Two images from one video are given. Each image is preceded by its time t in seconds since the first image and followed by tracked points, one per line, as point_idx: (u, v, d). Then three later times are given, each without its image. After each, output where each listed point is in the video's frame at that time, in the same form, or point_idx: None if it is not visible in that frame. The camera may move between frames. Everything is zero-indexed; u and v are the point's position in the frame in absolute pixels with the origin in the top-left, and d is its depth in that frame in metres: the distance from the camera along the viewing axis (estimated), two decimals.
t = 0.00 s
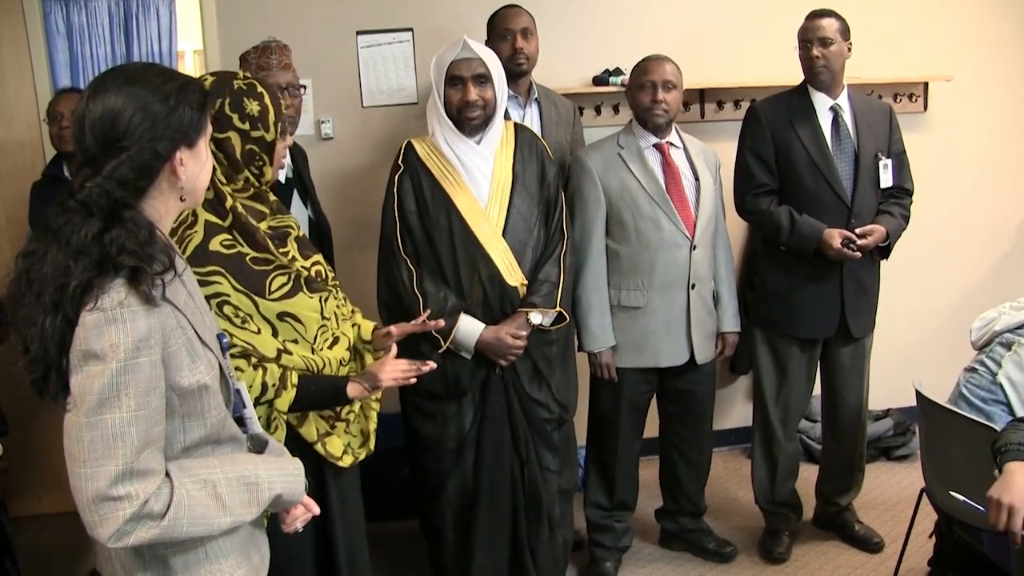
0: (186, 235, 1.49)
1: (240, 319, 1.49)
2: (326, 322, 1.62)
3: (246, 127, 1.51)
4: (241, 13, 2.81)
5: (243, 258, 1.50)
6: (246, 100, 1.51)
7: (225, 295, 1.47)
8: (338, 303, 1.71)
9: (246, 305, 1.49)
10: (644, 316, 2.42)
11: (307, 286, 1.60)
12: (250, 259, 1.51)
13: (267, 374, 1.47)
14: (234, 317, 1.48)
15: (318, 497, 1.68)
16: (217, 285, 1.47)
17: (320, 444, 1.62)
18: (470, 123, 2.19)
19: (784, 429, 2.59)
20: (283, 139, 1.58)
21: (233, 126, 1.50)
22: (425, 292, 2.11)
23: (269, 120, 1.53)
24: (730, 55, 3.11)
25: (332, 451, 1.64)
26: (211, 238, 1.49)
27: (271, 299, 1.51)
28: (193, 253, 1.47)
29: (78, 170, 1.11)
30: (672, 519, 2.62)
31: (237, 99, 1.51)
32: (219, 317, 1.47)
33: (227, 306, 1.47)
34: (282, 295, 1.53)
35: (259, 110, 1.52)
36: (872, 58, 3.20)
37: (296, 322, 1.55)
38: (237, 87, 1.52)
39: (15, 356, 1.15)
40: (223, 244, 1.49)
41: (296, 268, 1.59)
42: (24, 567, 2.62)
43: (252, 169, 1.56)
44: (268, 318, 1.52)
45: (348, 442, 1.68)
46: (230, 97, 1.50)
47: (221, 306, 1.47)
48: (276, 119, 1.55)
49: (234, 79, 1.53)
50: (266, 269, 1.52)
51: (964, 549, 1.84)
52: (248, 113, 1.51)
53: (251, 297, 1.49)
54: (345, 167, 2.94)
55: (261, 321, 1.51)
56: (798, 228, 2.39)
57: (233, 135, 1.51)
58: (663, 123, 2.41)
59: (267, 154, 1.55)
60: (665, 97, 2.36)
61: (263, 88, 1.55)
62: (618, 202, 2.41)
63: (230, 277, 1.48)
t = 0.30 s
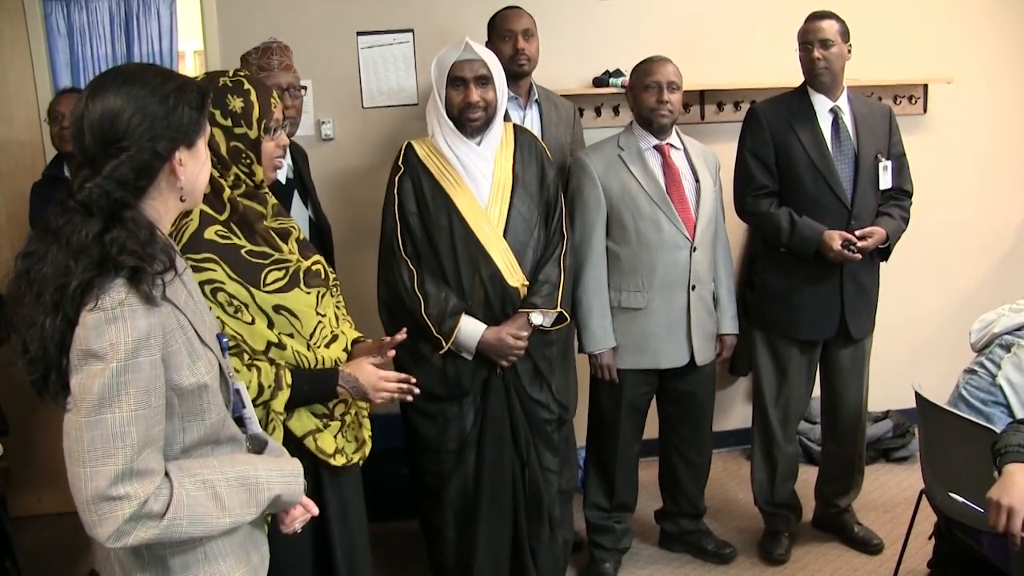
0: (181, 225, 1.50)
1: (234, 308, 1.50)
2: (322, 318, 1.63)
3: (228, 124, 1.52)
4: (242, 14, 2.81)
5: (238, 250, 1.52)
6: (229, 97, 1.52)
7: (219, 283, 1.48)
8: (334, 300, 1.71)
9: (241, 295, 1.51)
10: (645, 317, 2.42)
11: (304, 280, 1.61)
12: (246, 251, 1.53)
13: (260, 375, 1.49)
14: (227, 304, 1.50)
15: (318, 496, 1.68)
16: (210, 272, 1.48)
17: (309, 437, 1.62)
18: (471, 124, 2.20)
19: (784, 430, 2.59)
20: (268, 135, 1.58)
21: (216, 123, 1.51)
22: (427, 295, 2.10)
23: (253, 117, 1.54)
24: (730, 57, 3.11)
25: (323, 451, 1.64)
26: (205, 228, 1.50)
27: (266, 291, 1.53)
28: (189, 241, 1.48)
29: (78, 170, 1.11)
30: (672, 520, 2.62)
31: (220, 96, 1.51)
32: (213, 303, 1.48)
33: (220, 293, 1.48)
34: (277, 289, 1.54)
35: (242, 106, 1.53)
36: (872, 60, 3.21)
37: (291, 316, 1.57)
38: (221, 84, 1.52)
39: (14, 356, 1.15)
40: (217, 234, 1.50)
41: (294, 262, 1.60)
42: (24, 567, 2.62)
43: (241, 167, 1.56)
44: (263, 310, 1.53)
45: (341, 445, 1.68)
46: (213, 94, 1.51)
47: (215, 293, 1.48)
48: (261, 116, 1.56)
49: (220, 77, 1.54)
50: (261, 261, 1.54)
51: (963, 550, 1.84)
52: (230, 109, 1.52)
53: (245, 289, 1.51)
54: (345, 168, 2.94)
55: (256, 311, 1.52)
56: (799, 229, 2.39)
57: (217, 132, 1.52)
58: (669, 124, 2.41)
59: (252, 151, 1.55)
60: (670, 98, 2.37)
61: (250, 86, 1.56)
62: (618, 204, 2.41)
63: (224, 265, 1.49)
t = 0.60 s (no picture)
0: (187, 219, 1.53)
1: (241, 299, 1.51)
2: (325, 317, 1.64)
3: (217, 124, 1.56)
4: (241, 16, 2.82)
5: (242, 245, 1.54)
6: (216, 97, 1.56)
7: (225, 274, 1.49)
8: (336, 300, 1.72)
9: (245, 288, 1.52)
10: (646, 319, 2.42)
11: (306, 277, 1.61)
12: (249, 246, 1.54)
13: (274, 367, 1.53)
14: (234, 294, 1.50)
15: (319, 498, 1.68)
16: (216, 263, 1.49)
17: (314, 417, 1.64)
18: (472, 126, 2.20)
19: (784, 432, 2.59)
20: (260, 130, 1.60)
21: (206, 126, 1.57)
22: (428, 296, 2.10)
23: (240, 114, 1.57)
24: (730, 59, 3.11)
25: (326, 434, 1.64)
26: (211, 220, 1.53)
27: (269, 286, 1.54)
28: (195, 233, 1.51)
29: (77, 172, 1.11)
30: (671, 522, 2.62)
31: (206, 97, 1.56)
32: (219, 294, 1.49)
33: (227, 283, 1.50)
34: (280, 285, 1.55)
35: (227, 104, 1.56)
36: (871, 62, 3.21)
37: (294, 311, 1.58)
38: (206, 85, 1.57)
39: (13, 358, 1.15)
40: (222, 227, 1.53)
41: (296, 259, 1.61)
42: (23, 568, 2.62)
43: (240, 164, 1.59)
44: (267, 304, 1.54)
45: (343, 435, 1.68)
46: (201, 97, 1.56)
47: (221, 284, 1.49)
48: (247, 111, 1.58)
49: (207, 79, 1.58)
50: (264, 257, 1.55)
51: (962, 552, 1.84)
52: (217, 109, 1.56)
53: (250, 283, 1.52)
54: (345, 169, 2.94)
55: (262, 304, 1.54)
56: (798, 231, 2.39)
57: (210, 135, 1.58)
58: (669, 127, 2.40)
59: (246, 148, 1.59)
60: (671, 100, 2.37)
61: (237, 83, 1.58)
62: (617, 205, 2.41)
63: (229, 257, 1.51)
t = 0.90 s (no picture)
0: (192, 217, 1.54)
1: (243, 295, 1.52)
2: (328, 314, 1.64)
3: (213, 132, 1.55)
4: (240, 17, 2.81)
5: (246, 241, 1.54)
6: (209, 104, 1.54)
7: (227, 271, 1.50)
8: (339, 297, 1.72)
9: (248, 284, 1.52)
10: (647, 319, 2.42)
11: (309, 274, 1.62)
12: (253, 244, 1.55)
13: (278, 366, 1.52)
14: (237, 290, 1.51)
15: (320, 500, 1.68)
16: (219, 259, 1.50)
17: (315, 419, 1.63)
18: (473, 126, 2.20)
19: (783, 432, 2.59)
20: (256, 133, 1.59)
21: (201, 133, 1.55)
22: (429, 297, 2.09)
23: (234, 120, 1.55)
24: (729, 59, 3.11)
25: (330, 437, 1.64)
26: (214, 219, 1.53)
27: (272, 282, 1.55)
28: (198, 232, 1.52)
29: (73, 174, 1.11)
30: (671, 522, 2.62)
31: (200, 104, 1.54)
32: (221, 291, 1.50)
33: (230, 279, 1.50)
34: (283, 280, 1.56)
35: (220, 111, 1.54)
36: (871, 62, 3.21)
37: (297, 308, 1.58)
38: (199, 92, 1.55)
39: (9, 360, 1.15)
40: (226, 225, 1.54)
41: (299, 255, 1.61)
42: (23, 569, 2.62)
43: (237, 170, 1.59)
44: (270, 300, 1.55)
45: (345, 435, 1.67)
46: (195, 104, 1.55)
47: (223, 280, 1.50)
48: (240, 117, 1.56)
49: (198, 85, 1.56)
50: (267, 253, 1.56)
51: (962, 553, 1.84)
52: (211, 116, 1.53)
53: (252, 279, 1.53)
54: (344, 171, 2.94)
55: (265, 301, 1.54)
56: (798, 232, 2.39)
57: (206, 141, 1.56)
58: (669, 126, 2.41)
59: (244, 153, 1.58)
60: (671, 100, 2.37)
61: (229, 87, 1.56)
62: (617, 206, 2.41)
63: (232, 254, 1.51)
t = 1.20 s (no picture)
0: (194, 213, 1.56)
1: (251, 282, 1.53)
2: (329, 307, 1.67)
3: (212, 134, 1.56)
4: (239, 17, 2.81)
5: (250, 233, 1.57)
6: (210, 106, 1.55)
7: (234, 258, 1.52)
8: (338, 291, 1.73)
9: (255, 272, 1.54)
10: (648, 318, 2.42)
11: (309, 268, 1.65)
12: (256, 236, 1.58)
13: (292, 337, 1.52)
14: (245, 276, 1.52)
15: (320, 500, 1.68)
16: (225, 249, 1.52)
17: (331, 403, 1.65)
18: (472, 125, 2.19)
19: (784, 431, 2.58)
20: (255, 138, 1.59)
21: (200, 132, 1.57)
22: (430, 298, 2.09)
23: (233, 124, 1.56)
24: (729, 58, 3.11)
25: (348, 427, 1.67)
26: (218, 212, 1.55)
27: (277, 272, 1.57)
28: (203, 225, 1.53)
29: (71, 174, 1.11)
30: (671, 522, 2.62)
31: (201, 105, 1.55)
32: (231, 278, 1.51)
33: (237, 267, 1.52)
34: (287, 271, 1.59)
35: (220, 114, 1.55)
36: (871, 61, 3.21)
37: (300, 298, 1.60)
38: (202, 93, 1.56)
39: (8, 361, 1.15)
40: (229, 218, 1.56)
41: (300, 249, 1.65)
42: (23, 569, 2.62)
43: (235, 171, 1.60)
44: (275, 289, 1.56)
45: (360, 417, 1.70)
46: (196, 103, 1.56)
47: (231, 267, 1.51)
48: (240, 121, 1.56)
49: (202, 85, 1.57)
50: (269, 246, 1.59)
51: (962, 552, 1.84)
52: (211, 118, 1.55)
53: (260, 267, 1.55)
54: (344, 170, 2.94)
55: (272, 287, 1.56)
56: (797, 231, 2.39)
57: (205, 141, 1.58)
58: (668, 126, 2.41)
59: (241, 156, 1.59)
60: (671, 100, 2.37)
61: (231, 90, 1.56)
62: (617, 205, 2.41)
63: (237, 244, 1.54)
